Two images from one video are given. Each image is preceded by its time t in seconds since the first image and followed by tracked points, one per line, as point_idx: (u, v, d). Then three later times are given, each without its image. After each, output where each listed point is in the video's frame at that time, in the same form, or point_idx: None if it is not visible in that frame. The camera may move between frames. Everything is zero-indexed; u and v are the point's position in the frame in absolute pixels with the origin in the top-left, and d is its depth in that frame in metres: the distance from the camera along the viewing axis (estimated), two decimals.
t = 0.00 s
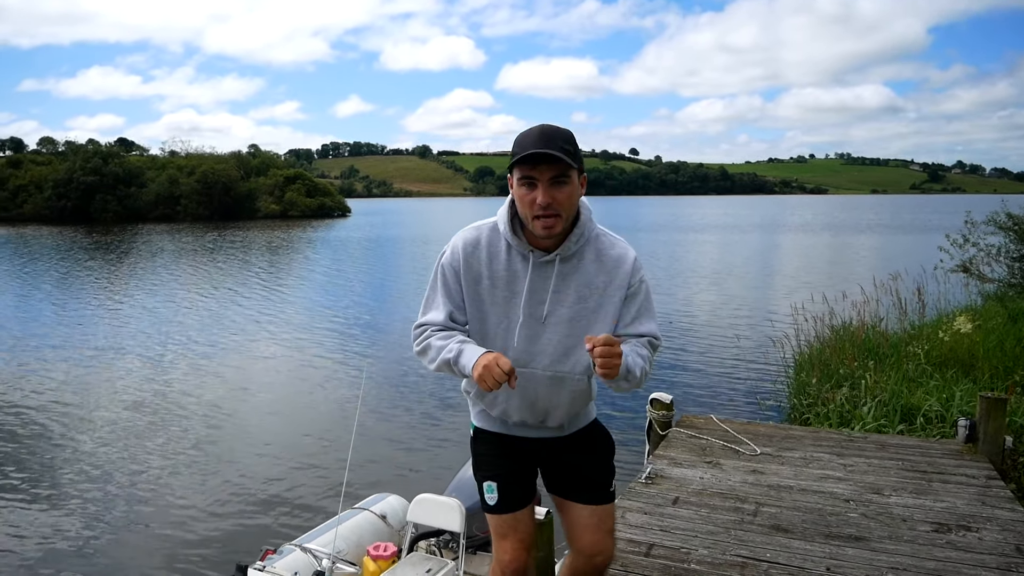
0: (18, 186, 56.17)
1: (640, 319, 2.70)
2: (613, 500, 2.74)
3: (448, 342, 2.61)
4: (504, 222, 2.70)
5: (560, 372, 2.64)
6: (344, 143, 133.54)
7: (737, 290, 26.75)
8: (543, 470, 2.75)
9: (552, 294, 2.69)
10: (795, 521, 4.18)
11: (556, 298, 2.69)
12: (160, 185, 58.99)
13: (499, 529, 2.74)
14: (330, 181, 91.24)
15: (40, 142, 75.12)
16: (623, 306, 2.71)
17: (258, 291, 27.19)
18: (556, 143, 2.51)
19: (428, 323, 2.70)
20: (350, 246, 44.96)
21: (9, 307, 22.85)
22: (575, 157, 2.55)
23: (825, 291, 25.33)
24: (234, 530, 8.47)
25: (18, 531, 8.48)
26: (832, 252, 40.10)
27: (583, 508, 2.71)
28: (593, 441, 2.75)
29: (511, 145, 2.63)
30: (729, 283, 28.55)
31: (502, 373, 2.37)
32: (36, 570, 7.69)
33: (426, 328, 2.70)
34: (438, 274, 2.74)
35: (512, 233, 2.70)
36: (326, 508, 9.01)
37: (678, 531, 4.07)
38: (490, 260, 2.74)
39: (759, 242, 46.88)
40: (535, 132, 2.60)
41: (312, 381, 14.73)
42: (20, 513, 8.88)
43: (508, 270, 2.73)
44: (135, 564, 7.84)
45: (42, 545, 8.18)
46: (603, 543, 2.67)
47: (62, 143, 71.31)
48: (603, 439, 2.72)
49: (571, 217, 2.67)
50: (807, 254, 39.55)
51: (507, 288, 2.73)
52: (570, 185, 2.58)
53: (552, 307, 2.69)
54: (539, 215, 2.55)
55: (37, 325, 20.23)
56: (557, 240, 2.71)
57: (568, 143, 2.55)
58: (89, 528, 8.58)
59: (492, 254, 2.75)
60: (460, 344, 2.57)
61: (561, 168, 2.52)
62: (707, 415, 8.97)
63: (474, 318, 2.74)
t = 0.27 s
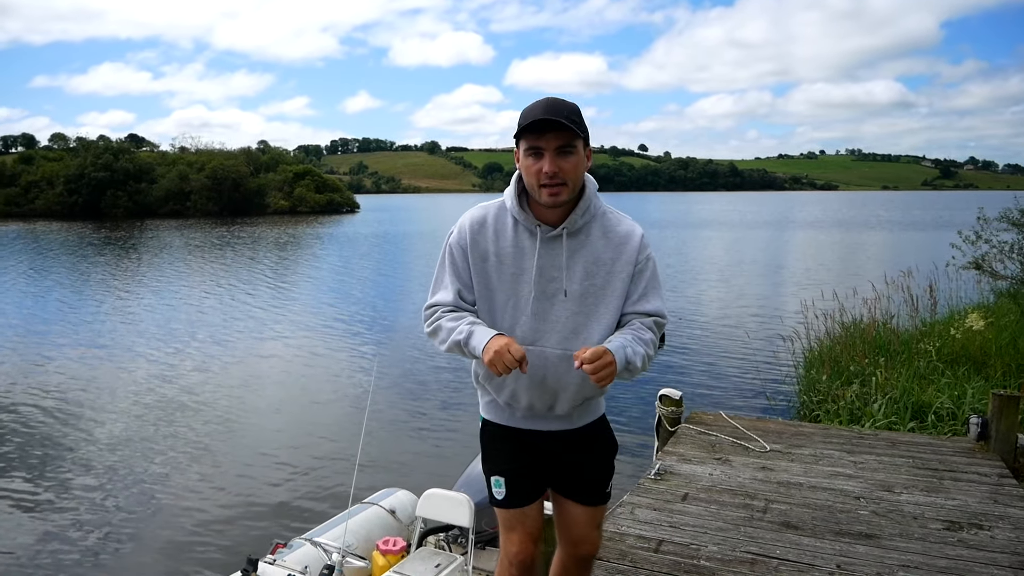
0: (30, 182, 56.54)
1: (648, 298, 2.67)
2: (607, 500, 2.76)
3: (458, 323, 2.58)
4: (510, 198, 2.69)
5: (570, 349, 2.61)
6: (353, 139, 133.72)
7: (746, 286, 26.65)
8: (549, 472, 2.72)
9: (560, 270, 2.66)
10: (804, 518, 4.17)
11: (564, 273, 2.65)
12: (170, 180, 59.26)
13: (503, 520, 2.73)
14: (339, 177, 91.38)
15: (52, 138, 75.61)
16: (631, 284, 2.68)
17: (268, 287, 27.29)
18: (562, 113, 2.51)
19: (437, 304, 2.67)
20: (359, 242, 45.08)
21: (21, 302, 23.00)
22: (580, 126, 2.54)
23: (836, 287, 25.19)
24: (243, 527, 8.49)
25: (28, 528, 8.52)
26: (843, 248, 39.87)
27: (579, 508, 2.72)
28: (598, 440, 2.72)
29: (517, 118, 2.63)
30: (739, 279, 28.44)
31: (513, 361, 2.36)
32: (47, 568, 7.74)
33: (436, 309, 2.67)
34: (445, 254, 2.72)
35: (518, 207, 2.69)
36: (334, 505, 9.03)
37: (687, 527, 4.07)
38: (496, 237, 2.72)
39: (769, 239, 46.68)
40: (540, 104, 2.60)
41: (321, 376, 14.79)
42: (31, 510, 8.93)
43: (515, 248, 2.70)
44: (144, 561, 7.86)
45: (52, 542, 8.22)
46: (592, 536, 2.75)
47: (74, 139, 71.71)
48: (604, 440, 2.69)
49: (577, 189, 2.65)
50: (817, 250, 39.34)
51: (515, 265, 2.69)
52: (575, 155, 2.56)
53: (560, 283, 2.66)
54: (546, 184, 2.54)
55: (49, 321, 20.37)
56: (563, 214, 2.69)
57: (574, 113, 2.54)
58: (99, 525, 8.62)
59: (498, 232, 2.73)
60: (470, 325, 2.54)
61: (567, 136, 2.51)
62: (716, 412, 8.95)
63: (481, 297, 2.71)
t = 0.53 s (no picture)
0: (41, 180, 56.84)
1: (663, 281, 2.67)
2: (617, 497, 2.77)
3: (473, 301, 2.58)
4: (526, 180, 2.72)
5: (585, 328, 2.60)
6: (361, 138, 133.91)
7: (755, 286, 26.56)
8: (560, 471, 2.70)
9: (576, 250, 2.66)
10: (814, 519, 4.16)
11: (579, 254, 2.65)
12: (179, 179, 59.49)
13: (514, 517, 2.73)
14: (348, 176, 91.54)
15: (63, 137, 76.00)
16: (645, 268, 2.69)
17: (276, 286, 27.36)
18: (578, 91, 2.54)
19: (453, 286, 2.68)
20: (367, 241, 45.19)
21: (32, 301, 23.15)
22: (597, 104, 2.56)
23: (845, 288, 25.05)
24: (252, 526, 8.53)
25: (38, 527, 8.58)
26: (853, 248, 39.65)
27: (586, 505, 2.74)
28: (608, 436, 2.72)
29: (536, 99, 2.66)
30: (747, 279, 28.35)
31: (526, 326, 2.35)
32: (57, 566, 7.79)
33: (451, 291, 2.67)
34: (461, 237, 2.73)
35: (534, 188, 2.72)
36: (341, 505, 9.05)
37: (696, 526, 4.07)
38: (512, 218, 2.73)
39: (778, 238, 46.50)
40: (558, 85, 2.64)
41: (330, 375, 14.85)
42: (41, 508, 9.00)
43: (530, 229, 2.71)
44: (152, 560, 7.90)
45: (62, 541, 8.28)
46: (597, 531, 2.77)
47: (84, 138, 72.07)
48: (615, 434, 2.69)
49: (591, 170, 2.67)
50: (827, 250, 39.13)
51: (530, 245, 2.69)
52: (591, 134, 2.58)
53: (575, 263, 2.66)
54: (562, 161, 2.55)
55: (60, 319, 20.51)
56: (577, 195, 2.70)
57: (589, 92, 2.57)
58: (108, 523, 8.66)
59: (513, 214, 2.74)
60: (485, 302, 2.54)
61: (583, 113, 2.53)
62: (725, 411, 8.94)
63: (495, 279, 2.71)
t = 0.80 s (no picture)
0: (45, 180, 56.98)
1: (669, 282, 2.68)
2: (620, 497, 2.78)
3: (479, 298, 2.58)
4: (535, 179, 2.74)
5: (591, 326, 2.60)
6: (365, 138, 134.15)
7: (758, 286, 26.53)
8: (566, 470, 2.70)
9: (583, 250, 2.66)
10: (818, 519, 4.15)
11: (586, 252, 2.66)
12: (183, 179, 59.67)
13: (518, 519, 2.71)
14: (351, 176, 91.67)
15: (67, 138, 76.24)
16: (652, 268, 2.69)
17: (279, 286, 27.41)
18: (590, 92, 2.53)
19: (460, 282, 2.68)
20: (369, 241, 45.22)
21: (36, 301, 23.24)
22: (608, 105, 2.57)
23: (849, 288, 25.00)
24: (254, 526, 8.54)
25: (41, 526, 8.60)
26: (856, 249, 39.59)
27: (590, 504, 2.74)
28: (614, 434, 2.73)
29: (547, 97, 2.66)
30: (751, 280, 28.33)
31: (532, 328, 2.36)
32: (60, 565, 7.82)
33: (458, 287, 2.67)
34: (468, 235, 2.73)
35: (543, 186, 2.73)
36: (345, 505, 9.08)
37: (700, 527, 4.07)
38: (519, 216, 2.73)
39: (780, 239, 46.47)
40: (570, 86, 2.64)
41: (333, 375, 14.87)
42: (45, 508, 9.02)
43: (537, 227, 2.71)
44: (155, 560, 7.91)
45: (65, 540, 8.30)
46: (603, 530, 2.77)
47: (88, 138, 72.34)
48: (621, 433, 2.70)
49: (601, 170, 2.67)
50: (830, 251, 39.09)
51: (538, 244, 2.69)
52: (601, 135, 2.58)
53: (582, 263, 2.66)
54: (572, 161, 2.56)
55: (64, 319, 20.59)
56: (585, 194, 2.71)
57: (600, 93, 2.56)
58: (111, 523, 8.69)
59: (520, 212, 2.75)
60: (490, 299, 2.55)
61: (594, 113, 2.53)
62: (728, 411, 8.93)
63: (502, 277, 2.71)
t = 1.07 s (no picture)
0: (44, 180, 56.97)
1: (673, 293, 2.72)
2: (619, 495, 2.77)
3: (475, 300, 2.61)
4: (544, 187, 2.72)
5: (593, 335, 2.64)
6: (364, 138, 134.18)
7: (757, 287, 26.55)
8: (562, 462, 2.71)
9: (588, 261, 2.68)
10: (818, 519, 4.16)
11: (591, 264, 2.69)
12: (182, 180, 59.71)
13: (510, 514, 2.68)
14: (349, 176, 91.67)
15: (66, 138, 76.24)
16: (657, 277, 2.72)
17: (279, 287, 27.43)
18: (607, 121, 2.49)
19: (459, 282, 2.70)
20: (368, 241, 45.23)
21: (35, 302, 23.25)
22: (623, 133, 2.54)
23: (847, 289, 25.02)
24: (254, 527, 8.54)
25: (40, 527, 8.60)
26: (855, 249, 39.63)
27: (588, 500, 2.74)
28: (612, 432, 2.74)
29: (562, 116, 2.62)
30: (750, 280, 28.36)
31: (521, 339, 2.39)
32: (59, 567, 7.82)
33: (456, 287, 2.70)
34: (472, 238, 2.74)
35: (552, 196, 2.72)
36: (345, 505, 9.09)
37: (699, 526, 4.08)
38: (526, 223, 2.74)
39: (779, 239, 46.51)
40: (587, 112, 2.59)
41: (332, 376, 14.87)
42: (43, 509, 9.02)
43: (543, 234, 2.72)
44: (154, 561, 7.91)
45: (64, 541, 8.30)
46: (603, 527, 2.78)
47: (87, 138, 72.34)
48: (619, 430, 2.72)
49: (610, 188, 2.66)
50: (829, 251, 39.13)
51: (543, 251, 2.71)
52: (614, 161, 2.56)
53: (586, 273, 2.69)
54: (583, 187, 2.55)
55: (63, 319, 20.61)
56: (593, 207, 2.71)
57: (617, 119, 2.52)
58: (110, 525, 8.69)
59: (527, 218, 2.75)
60: (484, 304, 2.57)
61: (608, 144, 2.49)
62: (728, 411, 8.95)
63: (504, 281, 2.73)
